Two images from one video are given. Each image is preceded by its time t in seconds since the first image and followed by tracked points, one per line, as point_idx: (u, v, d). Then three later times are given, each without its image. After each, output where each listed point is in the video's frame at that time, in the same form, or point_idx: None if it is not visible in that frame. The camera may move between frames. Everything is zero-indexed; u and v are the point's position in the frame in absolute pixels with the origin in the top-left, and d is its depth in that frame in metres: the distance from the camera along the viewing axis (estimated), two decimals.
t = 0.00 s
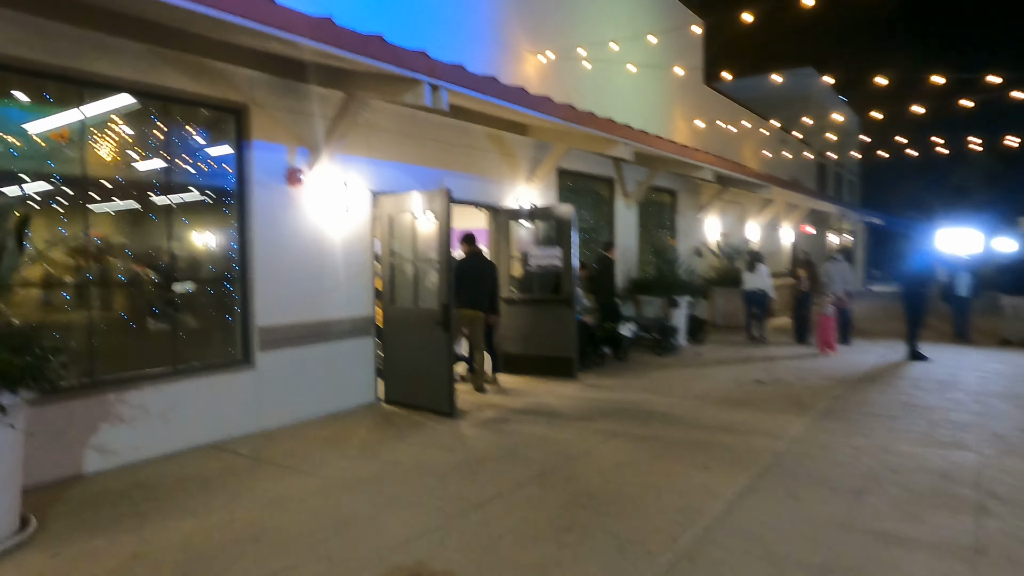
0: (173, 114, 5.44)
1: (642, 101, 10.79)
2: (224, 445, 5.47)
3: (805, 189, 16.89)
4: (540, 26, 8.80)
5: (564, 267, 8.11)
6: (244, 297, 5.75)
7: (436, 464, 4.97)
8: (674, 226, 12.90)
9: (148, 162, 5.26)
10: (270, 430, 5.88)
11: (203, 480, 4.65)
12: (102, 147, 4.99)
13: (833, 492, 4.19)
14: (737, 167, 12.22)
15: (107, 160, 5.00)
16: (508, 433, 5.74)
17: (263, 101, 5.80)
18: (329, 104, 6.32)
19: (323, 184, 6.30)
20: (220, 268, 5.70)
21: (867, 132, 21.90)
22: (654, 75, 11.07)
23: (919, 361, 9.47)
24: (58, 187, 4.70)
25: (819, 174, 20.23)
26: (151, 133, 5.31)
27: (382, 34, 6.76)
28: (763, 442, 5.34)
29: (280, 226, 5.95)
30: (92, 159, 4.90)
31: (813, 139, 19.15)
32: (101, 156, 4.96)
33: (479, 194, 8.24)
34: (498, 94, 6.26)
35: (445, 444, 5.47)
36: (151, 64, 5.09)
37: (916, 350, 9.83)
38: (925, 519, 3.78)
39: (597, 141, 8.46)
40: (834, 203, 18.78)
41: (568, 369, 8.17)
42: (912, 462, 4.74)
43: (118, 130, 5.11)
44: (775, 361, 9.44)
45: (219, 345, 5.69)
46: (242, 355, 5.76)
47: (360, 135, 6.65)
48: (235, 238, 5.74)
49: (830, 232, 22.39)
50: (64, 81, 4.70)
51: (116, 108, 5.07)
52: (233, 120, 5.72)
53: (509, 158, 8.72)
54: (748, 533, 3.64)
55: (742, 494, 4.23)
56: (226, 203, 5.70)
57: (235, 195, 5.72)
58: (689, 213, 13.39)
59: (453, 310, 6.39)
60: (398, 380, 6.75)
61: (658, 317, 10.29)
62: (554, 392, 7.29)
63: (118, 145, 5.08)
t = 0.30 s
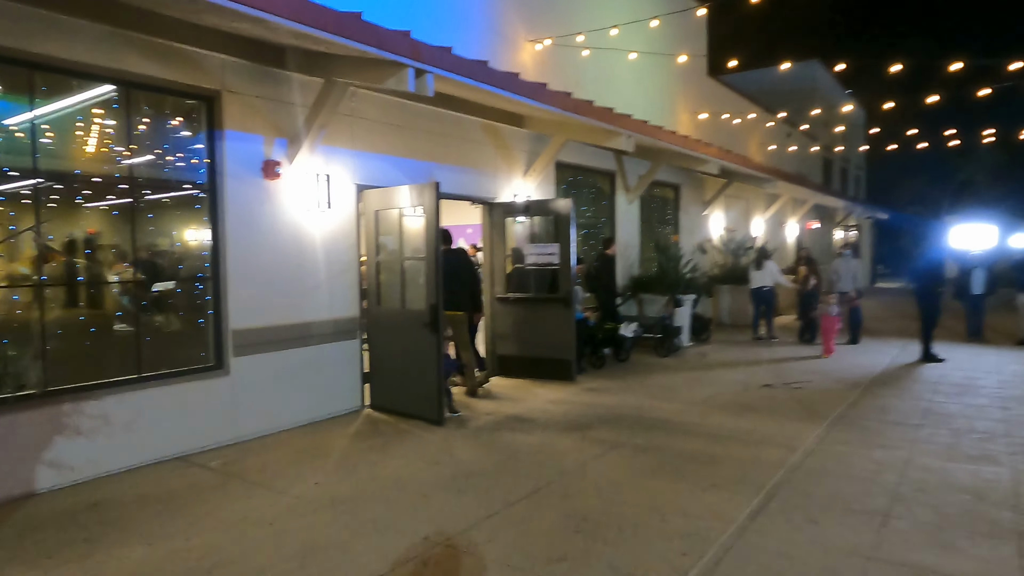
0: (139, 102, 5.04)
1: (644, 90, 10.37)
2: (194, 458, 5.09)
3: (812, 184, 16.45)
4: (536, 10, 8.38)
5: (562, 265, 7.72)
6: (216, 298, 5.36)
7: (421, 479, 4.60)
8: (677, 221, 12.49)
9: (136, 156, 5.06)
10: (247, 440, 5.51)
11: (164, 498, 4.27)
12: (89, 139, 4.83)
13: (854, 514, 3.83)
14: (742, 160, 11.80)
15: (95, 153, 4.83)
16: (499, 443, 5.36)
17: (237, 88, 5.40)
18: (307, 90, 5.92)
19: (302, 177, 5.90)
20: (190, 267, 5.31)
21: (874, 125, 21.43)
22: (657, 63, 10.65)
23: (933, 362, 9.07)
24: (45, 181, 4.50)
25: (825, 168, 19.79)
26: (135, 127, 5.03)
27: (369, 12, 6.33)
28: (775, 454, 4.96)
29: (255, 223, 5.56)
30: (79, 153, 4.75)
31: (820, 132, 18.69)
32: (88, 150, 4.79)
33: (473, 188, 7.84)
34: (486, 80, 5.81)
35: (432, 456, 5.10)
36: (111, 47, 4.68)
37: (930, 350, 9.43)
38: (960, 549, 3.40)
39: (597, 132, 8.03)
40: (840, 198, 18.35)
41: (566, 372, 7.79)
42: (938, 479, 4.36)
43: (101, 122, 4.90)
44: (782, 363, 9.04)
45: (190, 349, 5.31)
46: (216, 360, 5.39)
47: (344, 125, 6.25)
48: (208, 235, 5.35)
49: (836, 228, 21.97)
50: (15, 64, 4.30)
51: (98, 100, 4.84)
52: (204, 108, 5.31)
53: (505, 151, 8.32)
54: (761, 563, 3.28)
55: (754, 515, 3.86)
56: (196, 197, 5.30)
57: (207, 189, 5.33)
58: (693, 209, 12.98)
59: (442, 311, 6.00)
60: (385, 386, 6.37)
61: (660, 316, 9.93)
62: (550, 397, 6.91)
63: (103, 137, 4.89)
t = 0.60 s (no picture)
0: (110, 91, 4.69)
1: (654, 84, 9.95)
2: (167, 475, 4.69)
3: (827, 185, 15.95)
4: None
5: (568, 268, 7.26)
6: (194, 303, 5.01)
7: (411, 501, 4.18)
8: (688, 223, 12.04)
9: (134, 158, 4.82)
10: (227, 455, 5.11)
11: (125, 523, 3.87)
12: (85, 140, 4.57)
13: (897, 548, 3.38)
14: (757, 159, 11.34)
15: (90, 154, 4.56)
16: (499, 460, 4.93)
17: (217, 76, 5.02)
18: (294, 77, 5.54)
19: (288, 172, 5.52)
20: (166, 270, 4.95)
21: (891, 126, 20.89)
22: (667, 57, 10.23)
23: (961, 372, 8.56)
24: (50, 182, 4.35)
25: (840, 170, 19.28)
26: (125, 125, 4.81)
27: None
28: (800, 474, 4.51)
29: (237, 221, 5.18)
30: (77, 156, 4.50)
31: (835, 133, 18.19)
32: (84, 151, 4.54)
33: (475, 187, 7.44)
34: (486, 69, 5.38)
35: (425, 475, 4.68)
36: (77, 28, 4.30)
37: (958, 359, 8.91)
38: None
39: (606, 128, 7.60)
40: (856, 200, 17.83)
41: (572, 381, 7.34)
42: (987, 506, 3.89)
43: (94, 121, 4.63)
44: (801, 372, 8.56)
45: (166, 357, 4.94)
46: (194, 369, 5.00)
47: (335, 118, 5.87)
48: (185, 235, 4.98)
49: (851, 231, 21.42)
50: None
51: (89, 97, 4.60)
52: (181, 96, 4.96)
53: (508, 148, 7.92)
54: None
55: (781, 548, 3.41)
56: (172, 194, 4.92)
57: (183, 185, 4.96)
58: (705, 211, 12.53)
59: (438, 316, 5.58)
60: (378, 396, 5.96)
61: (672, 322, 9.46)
62: (555, 408, 6.48)
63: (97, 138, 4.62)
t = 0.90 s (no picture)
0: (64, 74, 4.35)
1: (661, 72, 9.50)
2: (132, 491, 4.35)
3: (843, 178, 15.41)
4: None
5: (569, 265, 6.86)
6: (162, 305, 4.64)
7: (390, 524, 3.81)
8: (698, 217, 11.58)
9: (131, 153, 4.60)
10: (199, 468, 4.75)
11: (74, 549, 3.54)
12: (80, 137, 4.51)
13: None
14: (770, 149, 10.87)
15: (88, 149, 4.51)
16: (490, 475, 4.54)
17: (184, 60, 4.65)
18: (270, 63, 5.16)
19: (265, 164, 5.14)
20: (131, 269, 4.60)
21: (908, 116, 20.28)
22: (675, 43, 9.77)
23: (988, 375, 8.07)
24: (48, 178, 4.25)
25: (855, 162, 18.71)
26: (115, 119, 4.64)
27: None
28: (820, 493, 4.09)
29: (208, 216, 4.80)
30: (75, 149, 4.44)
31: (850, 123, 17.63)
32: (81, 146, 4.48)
33: (471, 180, 7.05)
34: (477, 50, 4.97)
35: (409, 492, 4.30)
36: (25, 5, 3.93)
37: (984, 360, 8.42)
38: None
39: (609, 117, 7.16)
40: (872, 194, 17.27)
41: (573, 385, 6.95)
42: None
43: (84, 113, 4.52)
44: (817, 374, 8.11)
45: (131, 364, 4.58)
46: (162, 377, 4.64)
47: (316, 106, 5.49)
48: (151, 232, 4.62)
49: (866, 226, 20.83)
50: None
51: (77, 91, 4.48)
52: (144, 81, 4.61)
53: (507, 139, 7.51)
54: None
55: None
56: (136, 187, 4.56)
57: (149, 177, 4.60)
58: (715, 205, 12.07)
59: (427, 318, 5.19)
60: (365, 403, 5.59)
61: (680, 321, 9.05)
62: (555, 415, 6.08)
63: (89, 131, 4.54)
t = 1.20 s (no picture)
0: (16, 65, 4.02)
1: (672, 69, 9.11)
2: (91, 517, 4.02)
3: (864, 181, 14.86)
4: None
5: (573, 272, 6.47)
6: (128, 315, 4.31)
7: (362, 559, 3.44)
8: (712, 222, 11.14)
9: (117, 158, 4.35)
10: (168, 490, 4.42)
11: None
12: (81, 141, 4.32)
13: None
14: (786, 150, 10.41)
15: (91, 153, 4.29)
16: (480, 502, 4.15)
17: (152, 51, 4.33)
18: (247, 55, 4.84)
19: (242, 164, 4.82)
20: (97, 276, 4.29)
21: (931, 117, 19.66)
22: (686, 38, 9.38)
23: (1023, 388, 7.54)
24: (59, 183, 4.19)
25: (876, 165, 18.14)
26: (106, 119, 4.34)
27: None
28: (845, 526, 3.65)
29: (179, 219, 4.48)
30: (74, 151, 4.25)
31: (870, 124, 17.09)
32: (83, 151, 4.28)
33: (470, 182, 6.69)
34: (468, 40, 4.62)
35: (389, 521, 3.93)
36: None
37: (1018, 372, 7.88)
38: None
39: (615, 113, 6.77)
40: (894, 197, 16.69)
41: (577, 399, 6.53)
42: None
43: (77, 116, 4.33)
44: (838, 387, 7.63)
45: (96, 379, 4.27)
46: (128, 393, 4.32)
47: (299, 102, 5.16)
48: (116, 236, 4.30)
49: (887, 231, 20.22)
50: None
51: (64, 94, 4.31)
52: (110, 73, 4.29)
53: (508, 139, 7.14)
54: None
55: None
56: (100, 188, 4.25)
57: (115, 178, 4.29)
58: (730, 209, 11.62)
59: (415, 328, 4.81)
60: (352, 419, 5.23)
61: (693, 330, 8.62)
62: (556, 432, 5.68)
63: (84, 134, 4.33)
